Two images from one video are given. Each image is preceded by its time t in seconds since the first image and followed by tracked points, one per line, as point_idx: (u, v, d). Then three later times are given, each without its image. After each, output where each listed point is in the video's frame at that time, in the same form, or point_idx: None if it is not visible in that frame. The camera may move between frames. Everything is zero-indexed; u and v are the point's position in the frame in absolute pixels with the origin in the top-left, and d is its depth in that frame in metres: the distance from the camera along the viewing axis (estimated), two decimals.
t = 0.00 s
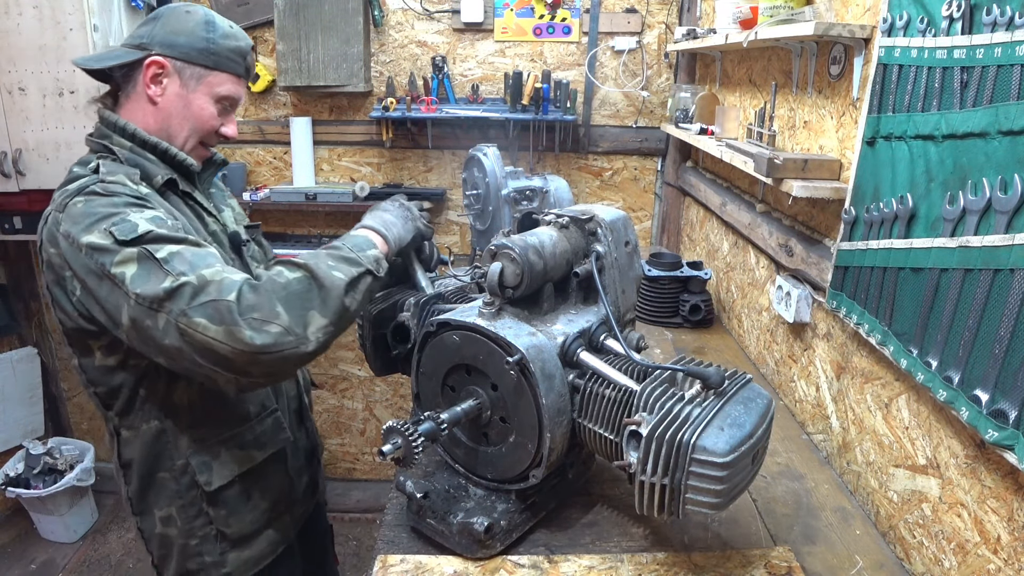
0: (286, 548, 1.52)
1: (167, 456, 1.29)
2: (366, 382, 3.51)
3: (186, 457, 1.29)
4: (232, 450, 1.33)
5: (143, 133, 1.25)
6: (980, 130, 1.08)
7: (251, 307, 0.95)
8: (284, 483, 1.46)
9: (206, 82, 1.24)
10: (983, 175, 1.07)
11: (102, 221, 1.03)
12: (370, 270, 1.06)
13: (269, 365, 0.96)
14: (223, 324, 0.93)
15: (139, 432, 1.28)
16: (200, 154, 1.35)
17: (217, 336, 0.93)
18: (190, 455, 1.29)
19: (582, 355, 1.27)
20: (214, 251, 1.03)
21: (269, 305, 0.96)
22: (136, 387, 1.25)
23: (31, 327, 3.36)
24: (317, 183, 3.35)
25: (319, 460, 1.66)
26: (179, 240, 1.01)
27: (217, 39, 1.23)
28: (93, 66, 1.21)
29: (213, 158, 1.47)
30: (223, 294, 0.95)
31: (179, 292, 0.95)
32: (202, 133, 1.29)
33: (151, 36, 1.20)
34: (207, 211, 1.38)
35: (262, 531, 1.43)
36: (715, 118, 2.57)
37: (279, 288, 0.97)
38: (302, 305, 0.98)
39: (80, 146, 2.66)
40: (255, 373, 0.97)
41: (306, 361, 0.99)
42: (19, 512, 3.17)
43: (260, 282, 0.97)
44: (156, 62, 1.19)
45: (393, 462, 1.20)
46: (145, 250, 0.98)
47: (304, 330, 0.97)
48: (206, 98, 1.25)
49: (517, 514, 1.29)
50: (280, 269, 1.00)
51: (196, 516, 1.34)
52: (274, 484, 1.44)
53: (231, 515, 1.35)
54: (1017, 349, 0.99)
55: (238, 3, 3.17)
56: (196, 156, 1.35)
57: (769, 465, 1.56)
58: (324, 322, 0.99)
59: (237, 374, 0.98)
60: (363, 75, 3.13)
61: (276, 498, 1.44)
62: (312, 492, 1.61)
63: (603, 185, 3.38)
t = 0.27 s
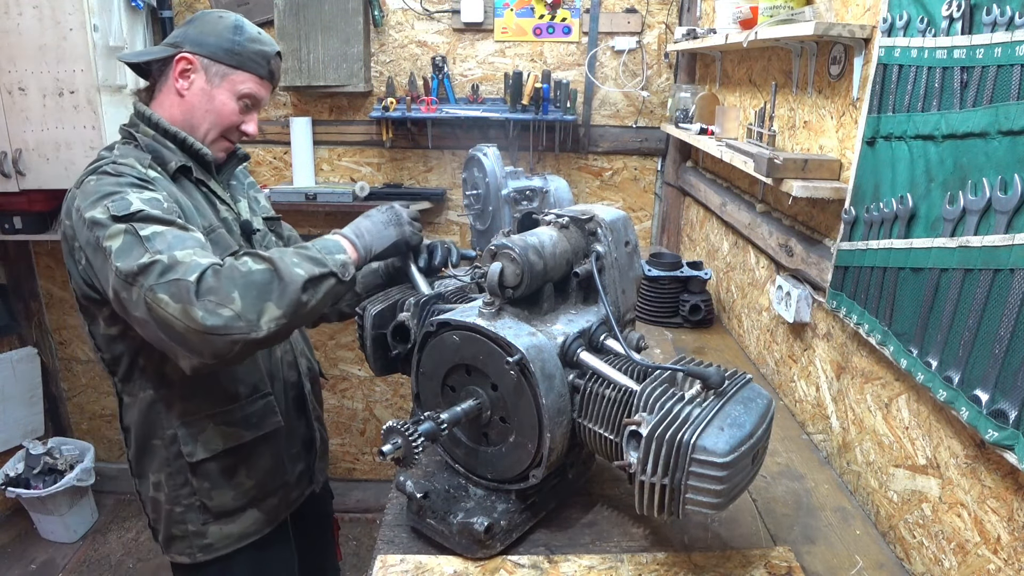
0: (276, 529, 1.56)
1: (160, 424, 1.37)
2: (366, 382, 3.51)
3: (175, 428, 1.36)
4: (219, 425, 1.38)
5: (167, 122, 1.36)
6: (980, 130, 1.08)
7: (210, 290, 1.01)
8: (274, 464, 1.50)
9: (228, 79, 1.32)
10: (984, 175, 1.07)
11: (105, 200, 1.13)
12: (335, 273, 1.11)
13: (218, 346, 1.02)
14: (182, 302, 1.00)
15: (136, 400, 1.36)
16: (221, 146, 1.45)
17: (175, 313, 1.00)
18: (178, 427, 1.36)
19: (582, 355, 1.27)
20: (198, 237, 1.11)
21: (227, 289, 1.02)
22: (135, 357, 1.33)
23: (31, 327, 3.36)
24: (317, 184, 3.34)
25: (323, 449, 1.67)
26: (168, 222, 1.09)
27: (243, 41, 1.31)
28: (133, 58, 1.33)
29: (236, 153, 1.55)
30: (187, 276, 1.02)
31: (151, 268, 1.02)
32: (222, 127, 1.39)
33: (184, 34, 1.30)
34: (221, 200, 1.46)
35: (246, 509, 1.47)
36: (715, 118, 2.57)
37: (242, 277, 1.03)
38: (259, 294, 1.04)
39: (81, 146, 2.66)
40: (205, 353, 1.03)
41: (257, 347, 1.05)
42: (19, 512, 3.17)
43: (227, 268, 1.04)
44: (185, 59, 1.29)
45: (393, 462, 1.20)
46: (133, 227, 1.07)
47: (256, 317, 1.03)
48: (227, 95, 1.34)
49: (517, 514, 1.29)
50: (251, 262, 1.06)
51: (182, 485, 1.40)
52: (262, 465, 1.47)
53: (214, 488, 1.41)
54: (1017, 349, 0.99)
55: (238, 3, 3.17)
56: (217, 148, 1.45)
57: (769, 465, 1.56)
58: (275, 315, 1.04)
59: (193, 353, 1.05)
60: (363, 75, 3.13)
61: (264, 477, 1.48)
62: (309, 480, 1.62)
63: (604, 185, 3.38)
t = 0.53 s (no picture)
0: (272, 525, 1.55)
1: (156, 415, 1.37)
2: (366, 382, 3.51)
3: (169, 420, 1.37)
4: (212, 417, 1.38)
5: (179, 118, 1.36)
6: (980, 130, 1.08)
7: (210, 300, 1.03)
8: (269, 460, 1.49)
9: (236, 71, 1.34)
10: (984, 175, 1.07)
11: (111, 197, 1.14)
12: (336, 299, 1.14)
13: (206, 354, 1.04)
14: (180, 307, 1.02)
15: (134, 389, 1.38)
16: (232, 140, 1.44)
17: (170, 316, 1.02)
18: (173, 419, 1.36)
19: (582, 355, 1.27)
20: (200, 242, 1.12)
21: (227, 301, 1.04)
22: (135, 348, 1.34)
23: (31, 328, 3.36)
24: (317, 184, 3.34)
25: (324, 449, 1.66)
26: (172, 224, 1.10)
27: (249, 34, 1.33)
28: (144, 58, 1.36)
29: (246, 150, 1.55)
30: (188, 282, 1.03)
31: (152, 270, 1.03)
32: (233, 120, 1.39)
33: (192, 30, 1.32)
34: (228, 197, 1.45)
35: (237, 503, 1.46)
36: (715, 118, 2.57)
37: (243, 290, 1.05)
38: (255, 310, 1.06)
39: (80, 146, 2.66)
40: (192, 358, 1.05)
41: (244, 359, 1.07)
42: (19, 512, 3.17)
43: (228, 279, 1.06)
44: (194, 53, 1.31)
45: (394, 463, 1.20)
46: (137, 226, 1.08)
47: (249, 333, 1.05)
48: (236, 86, 1.35)
49: (517, 514, 1.29)
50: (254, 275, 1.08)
51: (175, 475, 1.40)
52: (256, 459, 1.47)
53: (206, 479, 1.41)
54: (1017, 349, 0.99)
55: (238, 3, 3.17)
56: (228, 142, 1.44)
57: (769, 465, 1.56)
58: (269, 332, 1.06)
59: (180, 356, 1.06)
60: (363, 75, 3.13)
61: (257, 472, 1.48)
62: (307, 479, 1.61)
63: (604, 185, 3.38)
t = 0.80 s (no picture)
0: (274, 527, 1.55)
1: (163, 417, 1.37)
2: (366, 382, 3.51)
3: (176, 422, 1.36)
4: (220, 421, 1.38)
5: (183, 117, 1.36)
6: (980, 130, 1.08)
7: (242, 255, 0.98)
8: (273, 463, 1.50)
9: (233, 64, 1.33)
10: (983, 175, 1.07)
11: (127, 182, 1.11)
12: (367, 282, 1.07)
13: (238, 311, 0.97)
14: (209, 263, 0.97)
15: (140, 392, 1.37)
16: (236, 136, 1.44)
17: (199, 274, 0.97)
18: (180, 421, 1.35)
19: (582, 355, 1.27)
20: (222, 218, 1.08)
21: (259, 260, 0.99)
22: (142, 350, 1.32)
23: (31, 328, 3.36)
24: (317, 184, 3.34)
25: (322, 451, 1.67)
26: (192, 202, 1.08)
27: (244, 27, 1.32)
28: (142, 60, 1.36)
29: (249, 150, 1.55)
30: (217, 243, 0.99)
31: (177, 234, 0.99)
32: (234, 114, 1.38)
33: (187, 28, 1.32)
34: (235, 198, 1.46)
35: (241, 507, 1.46)
36: (715, 119, 2.57)
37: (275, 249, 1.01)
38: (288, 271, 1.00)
39: (80, 146, 2.66)
40: (223, 319, 0.98)
41: (279, 322, 1.00)
42: (19, 512, 3.17)
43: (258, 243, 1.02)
44: (191, 50, 1.31)
45: (394, 463, 1.20)
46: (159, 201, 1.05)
47: (283, 291, 0.99)
48: (234, 80, 1.34)
49: (517, 514, 1.29)
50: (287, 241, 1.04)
51: (180, 479, 1.40)
52: (261, 462, 1.47)
53: (212, 484, 1.40)
54: (1017, 349, 0.99)
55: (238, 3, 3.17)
56: (232, 138, 1.44)
57: (769, 465, 1.56)
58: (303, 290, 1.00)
59: (210, 320, 0.99)
60: (363, 75, 3.13)
61: (262, 475, 1.48)
62: (307, 480, 1.62)
63: (603, 185, 3.38)
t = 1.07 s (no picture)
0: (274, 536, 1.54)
1: (165, 427, 1.35)
2: (366, 382, 3.51)
3: (180, 431, 1.34)
4: (226, 430, 1.36)
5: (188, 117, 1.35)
6: (980, 130, 1.09)
7: (274, 258, 0.98)
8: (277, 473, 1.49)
9: (225, 55, 1.32)
10: (984, 175, 1.07)
11: (139, 182, 1.09)
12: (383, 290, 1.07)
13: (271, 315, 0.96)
14: (241, 266, 0.96)
15: (141, 401, 1.34)
16: (239, 130, 1.43)
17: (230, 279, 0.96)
18: (184, 429, 1.34)
19: (582, 355, 1.27)
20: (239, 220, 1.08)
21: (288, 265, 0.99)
22: (146, 358, 1.30)
23: (31, 328, 3.36)
24: (317, 183, 3.34)
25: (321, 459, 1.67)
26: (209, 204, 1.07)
27: (233, 15, 1.31)
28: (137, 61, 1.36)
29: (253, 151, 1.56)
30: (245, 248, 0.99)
31: (202, 236, 0.98)
32: (233, 107, 1.37)
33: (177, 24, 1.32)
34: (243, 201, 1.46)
35: (244, 519, 1.45)
36: (715, 118, 2.57)
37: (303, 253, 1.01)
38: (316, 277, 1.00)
39: (80, 146, 2.66)
40: (254, 324, 0.97)
41: (309, 328, 0.99)
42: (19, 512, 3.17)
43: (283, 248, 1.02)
44: (182, 46, 1.31)
45: (394, 463, 1.20)
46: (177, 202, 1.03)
47: (315, 295, 0.98)
48: (227, 71, 1.33)
49: (517, 514, 1.29)
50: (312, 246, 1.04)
51: (182, 489, 1.38)
52: (264, 474, 1.46)
53: (216, 495, 1.39)
54: (1017, 349, 0.99)
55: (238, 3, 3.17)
56: (236, 133, 1.43)
57: (769, 465, 1.56)
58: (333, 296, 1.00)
59: (240, 326, 0.98)
60: (363, 75, 3.13)
61: (266, 487, 1.47)
62: (305, 490, 1.62)
63: (604, 185, 3.38)
